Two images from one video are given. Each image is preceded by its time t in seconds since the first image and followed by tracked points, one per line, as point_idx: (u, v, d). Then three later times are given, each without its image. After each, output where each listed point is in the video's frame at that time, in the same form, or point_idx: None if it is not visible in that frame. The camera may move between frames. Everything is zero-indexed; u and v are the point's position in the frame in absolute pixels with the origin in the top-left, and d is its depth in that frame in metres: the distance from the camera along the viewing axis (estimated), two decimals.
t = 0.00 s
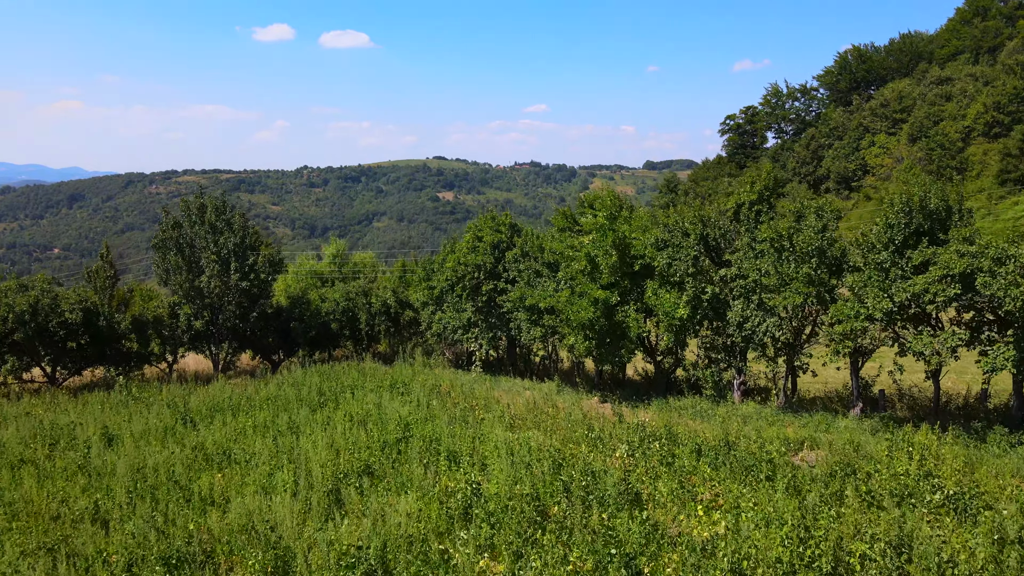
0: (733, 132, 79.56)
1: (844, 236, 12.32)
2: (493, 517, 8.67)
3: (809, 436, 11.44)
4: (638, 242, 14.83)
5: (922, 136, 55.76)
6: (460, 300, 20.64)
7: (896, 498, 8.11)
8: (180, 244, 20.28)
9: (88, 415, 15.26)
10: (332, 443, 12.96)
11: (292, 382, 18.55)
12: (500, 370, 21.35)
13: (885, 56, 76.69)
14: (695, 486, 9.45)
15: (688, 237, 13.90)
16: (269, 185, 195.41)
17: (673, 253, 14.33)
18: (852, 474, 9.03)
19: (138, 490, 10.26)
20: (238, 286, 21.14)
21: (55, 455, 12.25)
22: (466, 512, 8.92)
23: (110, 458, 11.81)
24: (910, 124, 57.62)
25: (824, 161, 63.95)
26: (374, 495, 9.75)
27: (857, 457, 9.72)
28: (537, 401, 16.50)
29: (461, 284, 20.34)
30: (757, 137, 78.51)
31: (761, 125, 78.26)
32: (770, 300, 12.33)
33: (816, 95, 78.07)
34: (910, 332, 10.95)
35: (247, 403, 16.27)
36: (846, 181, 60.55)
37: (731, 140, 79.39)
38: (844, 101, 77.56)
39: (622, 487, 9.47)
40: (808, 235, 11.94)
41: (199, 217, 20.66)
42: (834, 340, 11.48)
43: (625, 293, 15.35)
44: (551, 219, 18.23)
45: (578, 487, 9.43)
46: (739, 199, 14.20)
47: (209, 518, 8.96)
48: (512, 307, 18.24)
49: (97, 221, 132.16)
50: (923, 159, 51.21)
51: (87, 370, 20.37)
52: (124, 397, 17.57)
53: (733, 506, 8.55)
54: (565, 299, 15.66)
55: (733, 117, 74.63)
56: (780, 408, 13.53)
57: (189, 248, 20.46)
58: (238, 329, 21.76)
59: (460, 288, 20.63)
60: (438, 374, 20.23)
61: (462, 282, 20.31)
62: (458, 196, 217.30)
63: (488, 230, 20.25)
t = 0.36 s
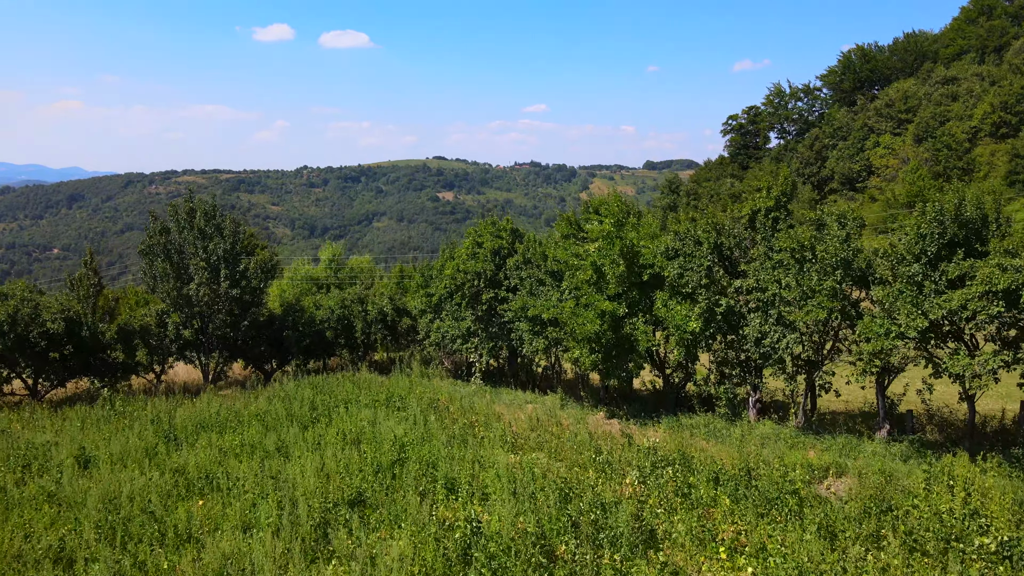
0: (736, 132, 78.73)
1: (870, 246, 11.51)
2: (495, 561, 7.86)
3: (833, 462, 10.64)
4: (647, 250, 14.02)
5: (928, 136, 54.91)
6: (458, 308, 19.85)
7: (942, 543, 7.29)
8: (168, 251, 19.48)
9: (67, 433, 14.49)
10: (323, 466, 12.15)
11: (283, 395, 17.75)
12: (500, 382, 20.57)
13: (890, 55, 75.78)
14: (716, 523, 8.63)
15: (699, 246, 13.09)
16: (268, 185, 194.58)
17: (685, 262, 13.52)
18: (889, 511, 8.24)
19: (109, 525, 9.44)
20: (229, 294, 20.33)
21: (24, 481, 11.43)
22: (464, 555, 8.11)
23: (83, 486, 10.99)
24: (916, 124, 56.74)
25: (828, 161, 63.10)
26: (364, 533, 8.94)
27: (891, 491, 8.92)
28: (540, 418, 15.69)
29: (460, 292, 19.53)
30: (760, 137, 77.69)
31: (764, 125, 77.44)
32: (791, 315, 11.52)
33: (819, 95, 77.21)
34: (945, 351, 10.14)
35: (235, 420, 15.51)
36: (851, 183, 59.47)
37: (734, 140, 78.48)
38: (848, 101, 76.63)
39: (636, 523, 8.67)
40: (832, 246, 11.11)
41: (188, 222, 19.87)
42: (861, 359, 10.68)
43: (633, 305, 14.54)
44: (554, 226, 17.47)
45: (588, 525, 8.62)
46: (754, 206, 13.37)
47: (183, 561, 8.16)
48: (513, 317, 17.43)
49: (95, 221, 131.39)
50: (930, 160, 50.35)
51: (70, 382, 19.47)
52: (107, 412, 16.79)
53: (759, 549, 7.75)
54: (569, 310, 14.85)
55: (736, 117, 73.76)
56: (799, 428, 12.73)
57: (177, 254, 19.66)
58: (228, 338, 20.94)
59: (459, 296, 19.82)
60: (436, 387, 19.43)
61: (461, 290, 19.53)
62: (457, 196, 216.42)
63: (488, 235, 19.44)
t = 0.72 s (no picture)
0: (739, 132, 77.86)
1: (899, 258, 10.69)
2: None
3: (863, 493, 9.82)
4: (656, 261, 13.20)
5: (934, 137, 54.03)
6: (457, 318, 19.04)
7: None
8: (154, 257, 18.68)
9: (43, 454, 13.69)
10: (311, 494, 11.36)
11: (273, 410, 16.92)
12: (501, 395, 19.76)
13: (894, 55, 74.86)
14: (741, 569, 7.80)
15: (713, 257, 12.27)
16: (268, 185, 193.72)
17: (697, 274, 12.70)
18: (934, 558, 7.42)
19: (73, 566, 8.61)
20: (218, 302, 19.51)
21: None
22: None
23: (50, 518, 10.16)
24: (922, 125, 55.85)
25: (833, 161, 62.22)
26: None
27: (933, 533, 8.10)
28: (544, 437, 14.87)
29: (459, 302, 18.71)
30: (763, 138, 76.83)
31: (767, 126, 76.59)
32: (815, 333, 10.69)
33: (823, 95, 76.33)
34: (985, 374, 9.31)
35: (221, 439, 14.71)
36: (855, 184, 58.37)
37: (736, 141, 77.66)
38: (851, 101, 75.75)
39: (653, 568, 7.84)
40: (859, 258, 10.30)
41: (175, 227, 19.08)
42: (891, 382, 9.86)
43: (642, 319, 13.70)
44: (558, 233, 16.66)
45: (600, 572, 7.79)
46: (772, 214, 12.56)
47: None
48: (515, 328, 16.61)
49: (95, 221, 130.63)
50: (936, 161, 49.48)
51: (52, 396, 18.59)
52: (89, 429, 15.98)
53: None
54: (574, 324, 14.03)
55: (738, 117, 72.92)
56: (821, 453, 11.91)
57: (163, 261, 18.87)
58: (218, 348, 20.11)
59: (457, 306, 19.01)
60: (434, 400, 18.62)
61: (460, 299, 18.72)
62: (457, 196, 215.50)
63: (488, 242, 18.65)
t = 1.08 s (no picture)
0: (741, 133, 77.00)
1: (933, 273, 9.84)
2: None
3: (898, 530, 9.01)
4: (667, 272, 12.40)
5: (941, 137, 53.11)
6: (456, 329, 18.23)
7: None
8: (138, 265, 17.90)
9: (16, 477, 12.88)
10: (298, 525, 10.55)
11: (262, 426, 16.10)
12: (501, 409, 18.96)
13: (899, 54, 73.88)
14: None
15: (729, 269, 11.47)
16: (267, 185, 192.80)
17: (711, 287, 11.90)
18: None
19: None
20: (206, 313, 18.70)
21: None
22: None
23: (12, 557, 9.36)
24: (928, 125, 54.92)
25: (836, 163, 61.29)
26: None
27: None
28: (549, 457, 14.06)
29: (457, 311, 17.91)
30: (765, 138, 75.99)
31: (769, 126, 75.75)
32: (841, 353, 9.87)
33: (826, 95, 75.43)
34: None
35: (206, 461, 13.90)
36: (860, 185, 57.44)
37: (739, 141, 76.81)
38: (855, 101, 74.80)
39: None
40: (890, 272, 9.50)
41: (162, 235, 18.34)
42: (928, 410, 9.02)
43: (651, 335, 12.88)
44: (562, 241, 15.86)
45: None
46: (791, 222, 11.75)
47: None
48: (516, 341, 15.81)
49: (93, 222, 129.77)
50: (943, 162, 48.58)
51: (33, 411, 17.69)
52: (68, 447, 15.18)
53: None
54: (580, 338, 13.23)
55: (741, 118, 72.04)
56: (845, 480, 11.08)
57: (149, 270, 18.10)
58: (207, 360, 19.31)
59: (456, 316, 18.20)
60: (431, 415, 17.80)
61: (458, 309, 17.91)
62: (457, 197, 214.54)
63: (488, 249, 17.85)
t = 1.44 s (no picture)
0: (743, 133, 76.16)
1: (974, 290, 9.00)
2: None
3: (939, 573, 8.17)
4: (677, 284, 11.58)
5: (947, 138, 52.12)
6: (454, 341, 17.41)
7: None
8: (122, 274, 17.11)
9: None
10: (282, 561, 9.71)
11: (249, 444, 15.28)
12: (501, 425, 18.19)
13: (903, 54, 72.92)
14: None
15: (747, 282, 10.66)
16: (266, 185, 191.82)
17: (728, 301, 11.09)
18: None
19: None
20: (193, 323, 17.89)
21: None
22: None
23: None
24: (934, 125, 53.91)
25: (841, 163, 60.33)
26: None
27: None
28: (553, 480, 13.24)
29: (456, 322, 17.10)
30: (768, 138, 75.15)
31: (772, 126, 74.87)
32: (874, 377, 9.04)
33: (829, 95, 74.55)
34: None
35: (188, 484, 13.05)
36: (865, 186, 56.54)
37: (741, 141, 75.99)
38: (859, 101, 73.86)
39: None
40: (928, 288, 8.68)
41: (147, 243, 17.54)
42: (973, 442, 8.18)
43: (661, 351, 12.05)
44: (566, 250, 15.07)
45: None
46: (813, 232, 10.94)
47: None
48: (517, 355, 14.99)
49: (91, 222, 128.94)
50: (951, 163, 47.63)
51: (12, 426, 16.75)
52: (44, 467, 14.35)
53: None
54: (587, 354, 12.41)
55: (743, 118, 71.14)
56: (873, 511, 10.26)
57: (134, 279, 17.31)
58: (194, 371, 18.43)
59: (455, 326, 17.38)
60: (428, 431, 16.98)
61: (457, 320, 17.12)
62: (456, 197, 213.64)
63: (488, 257, 17.02)
